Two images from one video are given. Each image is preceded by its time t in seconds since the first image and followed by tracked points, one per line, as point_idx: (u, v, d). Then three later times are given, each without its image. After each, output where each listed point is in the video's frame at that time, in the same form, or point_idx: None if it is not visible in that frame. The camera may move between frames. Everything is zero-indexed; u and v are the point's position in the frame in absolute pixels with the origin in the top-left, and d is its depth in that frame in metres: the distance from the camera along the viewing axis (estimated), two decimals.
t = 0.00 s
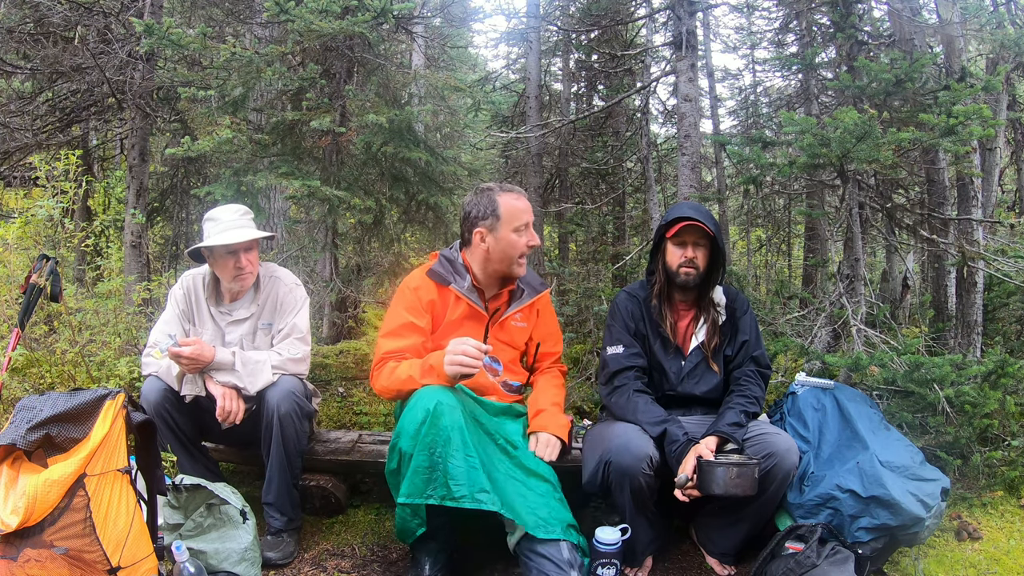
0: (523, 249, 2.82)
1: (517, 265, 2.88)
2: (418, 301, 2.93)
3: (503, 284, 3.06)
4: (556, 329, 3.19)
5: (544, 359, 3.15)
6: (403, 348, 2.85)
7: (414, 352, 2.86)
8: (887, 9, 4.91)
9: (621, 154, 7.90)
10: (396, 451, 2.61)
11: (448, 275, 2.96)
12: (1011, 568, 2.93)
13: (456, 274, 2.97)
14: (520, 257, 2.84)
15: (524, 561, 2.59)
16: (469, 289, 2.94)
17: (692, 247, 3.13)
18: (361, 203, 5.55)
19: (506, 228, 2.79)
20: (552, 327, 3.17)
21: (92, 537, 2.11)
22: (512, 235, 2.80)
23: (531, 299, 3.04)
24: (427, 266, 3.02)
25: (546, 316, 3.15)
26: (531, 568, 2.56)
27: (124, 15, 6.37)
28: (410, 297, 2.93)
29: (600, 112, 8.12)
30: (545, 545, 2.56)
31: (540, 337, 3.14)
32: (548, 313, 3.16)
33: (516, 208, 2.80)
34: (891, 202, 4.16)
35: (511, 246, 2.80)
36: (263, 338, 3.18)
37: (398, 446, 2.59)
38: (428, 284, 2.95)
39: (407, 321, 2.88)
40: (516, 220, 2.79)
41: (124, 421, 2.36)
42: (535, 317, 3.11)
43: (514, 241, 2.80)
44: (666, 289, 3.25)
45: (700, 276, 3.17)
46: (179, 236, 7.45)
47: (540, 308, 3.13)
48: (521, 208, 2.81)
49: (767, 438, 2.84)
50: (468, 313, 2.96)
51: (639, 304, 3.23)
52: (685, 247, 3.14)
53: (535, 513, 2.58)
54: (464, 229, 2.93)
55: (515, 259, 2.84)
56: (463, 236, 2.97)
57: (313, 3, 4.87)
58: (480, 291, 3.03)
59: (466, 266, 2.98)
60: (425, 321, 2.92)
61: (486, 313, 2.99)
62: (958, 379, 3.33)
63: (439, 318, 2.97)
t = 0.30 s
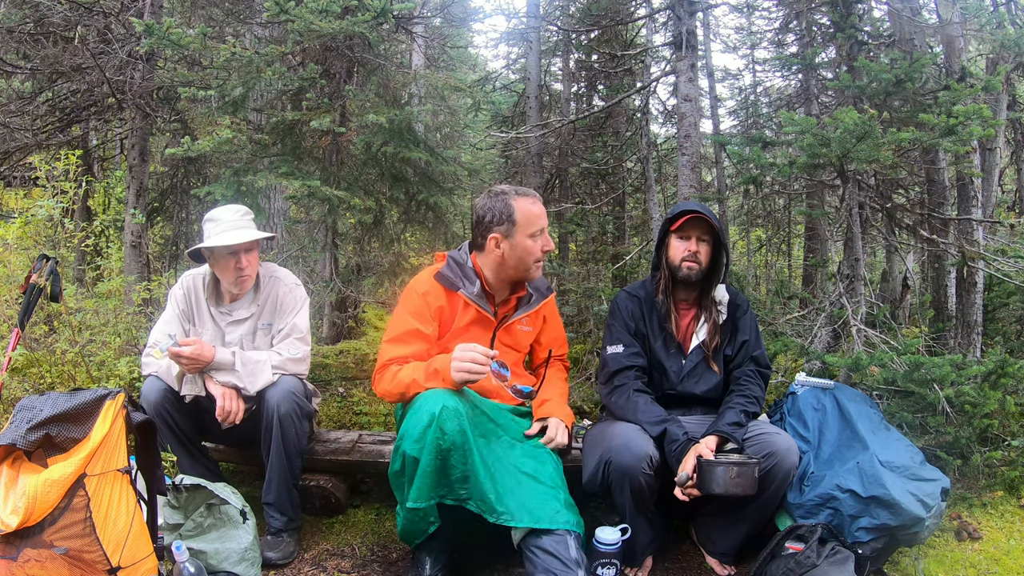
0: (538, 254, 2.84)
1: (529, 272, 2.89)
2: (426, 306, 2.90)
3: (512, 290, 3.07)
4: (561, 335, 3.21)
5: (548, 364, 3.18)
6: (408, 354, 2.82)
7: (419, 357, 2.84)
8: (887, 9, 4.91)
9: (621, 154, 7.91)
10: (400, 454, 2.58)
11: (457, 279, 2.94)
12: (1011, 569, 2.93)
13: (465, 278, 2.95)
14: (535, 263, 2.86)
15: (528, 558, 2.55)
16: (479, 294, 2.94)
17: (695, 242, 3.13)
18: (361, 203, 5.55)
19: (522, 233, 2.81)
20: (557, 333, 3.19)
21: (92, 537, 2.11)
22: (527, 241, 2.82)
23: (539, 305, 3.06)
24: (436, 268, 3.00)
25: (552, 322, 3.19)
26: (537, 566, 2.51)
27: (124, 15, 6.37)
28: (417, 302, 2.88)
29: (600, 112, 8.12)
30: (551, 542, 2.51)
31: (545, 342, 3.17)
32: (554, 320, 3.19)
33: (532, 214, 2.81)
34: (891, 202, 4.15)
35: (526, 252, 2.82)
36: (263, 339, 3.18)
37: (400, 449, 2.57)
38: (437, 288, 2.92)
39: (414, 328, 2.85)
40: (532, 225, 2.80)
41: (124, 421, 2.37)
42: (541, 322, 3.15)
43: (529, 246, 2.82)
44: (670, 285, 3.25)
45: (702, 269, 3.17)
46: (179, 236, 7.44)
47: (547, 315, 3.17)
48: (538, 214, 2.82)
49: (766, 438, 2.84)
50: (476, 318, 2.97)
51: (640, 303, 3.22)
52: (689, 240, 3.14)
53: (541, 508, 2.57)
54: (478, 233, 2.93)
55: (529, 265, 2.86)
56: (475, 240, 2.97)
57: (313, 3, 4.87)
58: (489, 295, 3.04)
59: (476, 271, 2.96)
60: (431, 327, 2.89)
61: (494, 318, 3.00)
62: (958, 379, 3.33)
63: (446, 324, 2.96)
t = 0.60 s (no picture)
0: (539, 251, 2.84)
1: (531, 269, 2.89)
2: (430, 302, 2.91)
3: (515, 290, 3.08)
4: (562, 337, 3.21)
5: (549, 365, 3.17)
6: (410, 349, 2.82)
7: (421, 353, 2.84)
8: (887, 9, 4.91)
9: (621, 154, 7.91)
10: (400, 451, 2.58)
11: (461, 277, 2.94)
12: (1011, 569, 2.93)
13: (469, 276, 2.95)
14: (537, 259, 2.86)
15: (528, 558, 2.55)
16: (482, 291, 2.93)
17: (695, 242, 3.13)
18: (361, 203, 5.55)
19: (525, 230, 2.81)
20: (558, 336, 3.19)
21: (92, 537, 2.11)
22: (529, 237, 2.82)
23: (541, 306, 3.06)
24: (441, 265, 3.00)
25: (553, 323, 3.18)
26: (537, 566, 2.51)
27: (124, 15, 6.38)
28: (421, 297, 2.90)
29: (600, 112, 8.12)
30: (551, 542, 2.51)
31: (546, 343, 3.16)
32: (556, 321, 3.19)
33: (534, 212, 2.82)
34: (890, 202, 4.15)
35: (528, 249, 2.83)
36: (263, 338, 3.18)
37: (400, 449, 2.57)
38: (440, 284, 2.94)
39: (417, 322, 2.85)
40: (532, 222, 2.82)
41: (124, 421, 2.36)
42: (542, 324, 3.15)
43: (530, 243, 2.82)
44: (671, 285, 3.25)
45: (702, 271, 3.17)
46: (179, 236, 7.44)
47: (548, 316, 3.16)
48: (540, 211, 2.84)
49: (766, 438, 2.84)
50: (478, 316, 2.96)
51: (641, 302, 3.23)
52: (689, 241, 3.14)
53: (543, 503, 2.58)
54: (481, 230, 2.95)
55: (530, 262, 2.86)
56: (479, 238, 2.98)
57: (313, 3, 4.87)
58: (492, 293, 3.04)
59: (480, 269, 2.96)
60: (434, 323, 2.90)
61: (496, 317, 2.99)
62: (958, 379, 3.33)
63: (448, 320, 2.96)
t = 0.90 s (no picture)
0: (535, 250, 2.84)
1: (529, 265, 2.89)
2: (429, 295, 2.94)
3: (515, 287, 3.07)
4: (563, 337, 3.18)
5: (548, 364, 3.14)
6: (410, 338, 2.85)
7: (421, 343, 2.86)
8: (887, 9, 4.91)
9: (621, 154, 7.91)
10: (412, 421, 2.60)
11: (461, 272, 2.98)
12: (1011, 568, 2.93)
13: (469, 271, 2.98)
14: (532, 257, 2.85)
15: (527, 559, 2.55)
16: (480, 286, 2.95)
17: (695, 244, 3.12)
18: (361, 203, 5.55)
19: (520, 226, 2.82)
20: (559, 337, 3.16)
21: (92, 537, 2.11)
22: (525, 234, 2.82)
23: (539, 304, 3.06)
24: (442, 262, 3.04)
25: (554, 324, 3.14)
26: (536, 567, 2.50)
27: (124, 15, 6.38)
28: (421, 291, 2.93)
29: (600, 112, 8.12)
30: (551, 543, 2.51)
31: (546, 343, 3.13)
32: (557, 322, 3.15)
33: (531, 209, 2.83)
34: (891, 202, 4.15)
35: (523, 245, 2.82)
36: (263, 338, 3.18)
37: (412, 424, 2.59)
38: (440, 279, 2.97)
39: (417, 313, 2.89)
40: (530, 219, 2.82)
41: (124, 421, 2.37)
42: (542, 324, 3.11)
43: (527, 239, 2.82)
44: (671, 285, 3.25)
45: (703, 272, 3.16)
46: (179, 236, 7.44)
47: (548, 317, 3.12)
48: (537, 210, 2.84)
49: (766, 438, 2.84)
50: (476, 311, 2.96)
51: (641, 303, 3.23)
52: (689, 243, 3.13)
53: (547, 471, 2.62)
54: (480, 226, 2.97)
55: (526, 258, 2.86)
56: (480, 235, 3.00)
57: (313, 3, 4.87)
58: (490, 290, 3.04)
59: (479, 265, 2.99)
60: (433, 315, 2.92)
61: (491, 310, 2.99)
62: (958, 379, 3.33)
63: (448, 314, 2.98)
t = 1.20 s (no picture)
0: (527, 247, 2.84)
1: (523, 262, 2.88)
2: (426, 294, 2.94)
3: (510, 285, 3.07)
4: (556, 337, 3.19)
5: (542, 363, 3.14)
6: (407, 338, 2.85)
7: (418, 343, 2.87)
8: (887, 9, 4.91)
9: (621, 154, 7.91)
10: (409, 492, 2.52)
11: (457, 271, 2.98)
12: (1011, 569, 2.93)
13: (465, 270, 2.98)
14: (525, 255, 2.85)
15: (534, 558, 2.56)
16: (476, 284, 2.95)
17: (695, 245, 3.12)
18: (361, 203, 5.54)
19: (514, 225, 2.83)
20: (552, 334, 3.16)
21: (92, 537, 2.11)
22: (518, 232, 2.83)
23: (534, 303, 3.06)
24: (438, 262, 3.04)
25: (548, 323, 3.14)
26: (543, 566, 2.52)
27: (124, 15, 6.38)
28: (419, 290, 2.93)
29: (600, 112, 8.12)
30: (557, 543, 2.50)
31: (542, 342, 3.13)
32: (550, 322, 3.15)
33: (526, 207, 2.84)
34: (891, 202, 4.14)
35: (517, 243, 2.83)
36: (263, 338, 3.18)
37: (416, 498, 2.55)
38: (437, 277, 2.97)
39: (414, 312, 2.88)
40: (524, 217, 2.83)
41: (124, 421, 2.37)
42: (536, 322, 3.11)
43: (520, 237, 2.83)
44: (671, 285, 3.25)
45: (703, 273, 3.16)
46: (179, 236, 7.44)
47: (543, 316, 3.13)
48: (532, 209, 2.85)
49: (767, 438, 2.84)
50: (472, 309, 2.97)
51: (641, 302, 3.23)
52: (689, 244, 3.13)
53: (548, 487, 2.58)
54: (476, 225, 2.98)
55: (519, 256, 2.85)
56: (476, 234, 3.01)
57: (313, 3, 4.87)
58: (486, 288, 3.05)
59: (475, 264, 2.99)
60: (430, 314, 2.92)
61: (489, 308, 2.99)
62: (958, 379, 3.33)
63: (444, 311, 2.98)
